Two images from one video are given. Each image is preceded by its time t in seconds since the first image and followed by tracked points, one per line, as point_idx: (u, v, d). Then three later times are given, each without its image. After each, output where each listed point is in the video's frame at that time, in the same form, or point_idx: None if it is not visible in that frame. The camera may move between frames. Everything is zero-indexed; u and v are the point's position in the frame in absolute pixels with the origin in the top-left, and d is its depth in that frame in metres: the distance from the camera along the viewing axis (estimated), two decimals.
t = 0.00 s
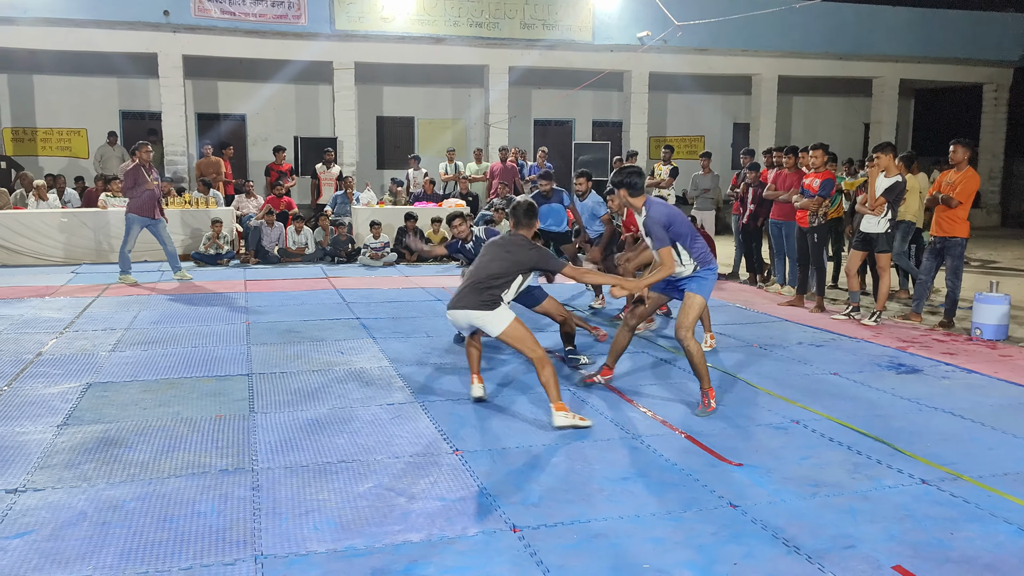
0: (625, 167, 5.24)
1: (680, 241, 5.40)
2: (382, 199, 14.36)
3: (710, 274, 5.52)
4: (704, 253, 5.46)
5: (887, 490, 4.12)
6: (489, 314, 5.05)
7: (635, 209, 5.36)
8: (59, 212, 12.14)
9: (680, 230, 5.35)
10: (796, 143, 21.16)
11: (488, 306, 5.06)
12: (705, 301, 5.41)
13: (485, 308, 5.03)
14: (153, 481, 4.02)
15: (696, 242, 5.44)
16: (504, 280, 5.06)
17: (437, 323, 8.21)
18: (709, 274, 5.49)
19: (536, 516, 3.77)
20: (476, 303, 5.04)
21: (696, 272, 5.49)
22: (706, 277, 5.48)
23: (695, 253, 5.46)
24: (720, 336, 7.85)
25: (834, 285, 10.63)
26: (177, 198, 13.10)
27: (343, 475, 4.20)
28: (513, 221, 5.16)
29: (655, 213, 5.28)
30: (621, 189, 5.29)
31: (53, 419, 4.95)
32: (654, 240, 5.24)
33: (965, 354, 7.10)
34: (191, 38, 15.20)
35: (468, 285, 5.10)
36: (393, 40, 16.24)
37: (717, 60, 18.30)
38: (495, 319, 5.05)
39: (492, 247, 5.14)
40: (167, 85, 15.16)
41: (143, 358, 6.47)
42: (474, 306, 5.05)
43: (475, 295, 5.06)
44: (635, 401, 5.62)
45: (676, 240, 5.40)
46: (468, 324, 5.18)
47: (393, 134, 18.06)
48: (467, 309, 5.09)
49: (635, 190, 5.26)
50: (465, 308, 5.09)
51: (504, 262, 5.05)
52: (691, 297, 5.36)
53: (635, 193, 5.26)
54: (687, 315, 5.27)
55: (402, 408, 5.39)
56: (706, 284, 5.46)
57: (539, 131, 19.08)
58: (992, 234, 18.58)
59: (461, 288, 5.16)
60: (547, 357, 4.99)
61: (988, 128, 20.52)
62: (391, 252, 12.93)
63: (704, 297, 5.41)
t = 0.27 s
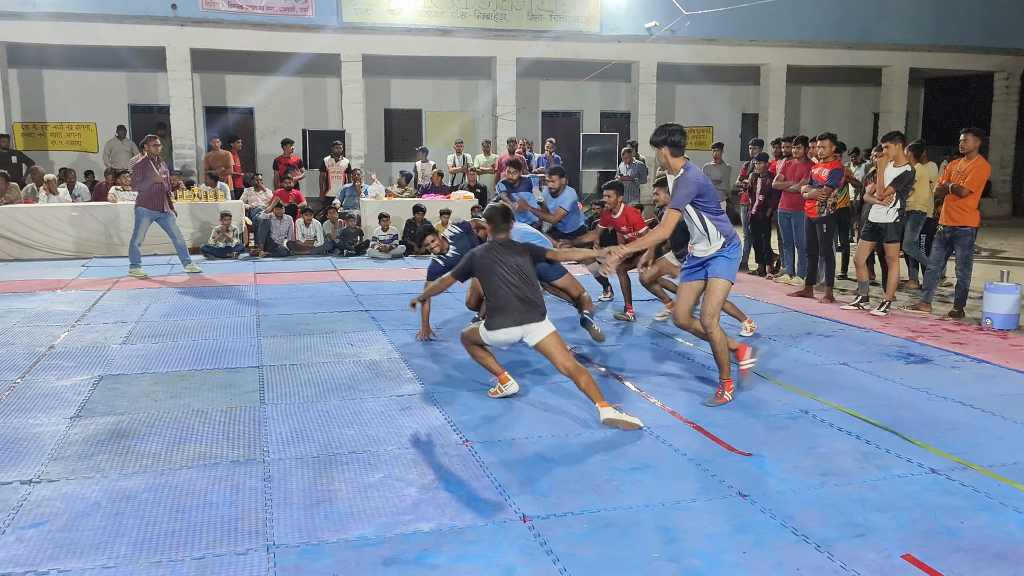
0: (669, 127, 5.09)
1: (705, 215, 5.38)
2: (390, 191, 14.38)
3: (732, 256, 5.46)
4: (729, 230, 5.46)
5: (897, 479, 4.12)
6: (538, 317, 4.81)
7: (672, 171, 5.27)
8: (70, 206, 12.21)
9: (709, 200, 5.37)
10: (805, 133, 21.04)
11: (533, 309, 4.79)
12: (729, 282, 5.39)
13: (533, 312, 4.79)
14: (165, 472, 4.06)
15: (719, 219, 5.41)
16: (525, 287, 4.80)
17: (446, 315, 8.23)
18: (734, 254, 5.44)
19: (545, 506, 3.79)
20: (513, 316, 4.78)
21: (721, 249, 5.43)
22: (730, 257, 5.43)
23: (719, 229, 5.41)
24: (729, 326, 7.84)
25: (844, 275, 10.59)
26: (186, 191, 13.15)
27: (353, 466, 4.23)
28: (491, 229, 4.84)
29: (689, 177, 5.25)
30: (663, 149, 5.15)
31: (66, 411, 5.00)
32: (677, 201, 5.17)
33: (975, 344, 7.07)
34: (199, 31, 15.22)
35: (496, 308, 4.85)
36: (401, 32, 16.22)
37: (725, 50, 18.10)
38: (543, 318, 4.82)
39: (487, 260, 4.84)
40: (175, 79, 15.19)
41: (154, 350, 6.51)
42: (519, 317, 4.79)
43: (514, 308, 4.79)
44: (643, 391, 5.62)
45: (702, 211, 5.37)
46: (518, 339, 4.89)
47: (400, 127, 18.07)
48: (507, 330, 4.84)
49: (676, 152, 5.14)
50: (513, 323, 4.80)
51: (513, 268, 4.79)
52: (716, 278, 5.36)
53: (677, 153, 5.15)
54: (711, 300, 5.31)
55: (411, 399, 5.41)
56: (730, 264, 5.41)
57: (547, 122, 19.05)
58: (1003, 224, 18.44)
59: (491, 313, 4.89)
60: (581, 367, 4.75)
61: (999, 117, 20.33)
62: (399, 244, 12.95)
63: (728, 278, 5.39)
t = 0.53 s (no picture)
0: (644, 126, 5.10)
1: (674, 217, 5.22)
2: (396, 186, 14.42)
3: (706, 260, 5.17)
4: (701, 232, 5.16)
5: (907, 469, 4.15)
6: (512, 269, 5.51)
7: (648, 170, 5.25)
8: (79, 204, 12.28)
9: (682, 204, 5.20)
10: (810, 125, 21.00)
11: (506, 263, 5.50)
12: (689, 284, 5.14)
13: (508, 265, 5.49)
14: (184, 465, 4.11)
15: (689, 222, 5.18)
16: (491, 245, 5.52)
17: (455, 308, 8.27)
18: (701, 259, 5.16)
19: (560, 496, 3.83)
20: (498, 274, 5.42)
21: (688, 253, 5.21)
22: (697, 261, 5.16)
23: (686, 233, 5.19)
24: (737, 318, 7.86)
25: (851, 266, 10.60)
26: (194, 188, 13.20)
27: (368, 458, 4.27)
28: (442, 207, 5.49)
29: (658, 176, 5.20)
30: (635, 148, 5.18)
31: (83, 406, 5.06)
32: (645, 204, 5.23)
33: (984, 334, 7.08)
34: (203, 28, 15.25)
35: (476, 269, 5.44)
36: (405, 27, 16.23)
37: (730, 42, 18.10)
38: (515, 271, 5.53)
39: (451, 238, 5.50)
40: (181, 76, 15.23)
41: (167, 345, 6.57)
42: (498, 271, 5.43)
43: (491, 266, 5.43)
44: (653, 383, 5.66)
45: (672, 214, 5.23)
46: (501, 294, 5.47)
47: (405, 122, 18.09)
48: (494, 284, 5.40)
49: (648, 152, 5.16)
50: (495, 278, 5.41)
51: (476, 236, 5.49)
52: (673, 277, 5.14)
53: (651, 152, 5.16)
54: (661, 296, 5.08)
55: (424, 392, 5.46)
56: (692, 269, 5.15)
57: (552, 116, 19.05)
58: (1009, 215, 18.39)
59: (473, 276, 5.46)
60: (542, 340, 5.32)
61: (1005, 107, 20.25)
62: (406, 239, 13.00)
63: (689, 282, 5.14)
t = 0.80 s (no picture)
0: (580, 123, 5.08)
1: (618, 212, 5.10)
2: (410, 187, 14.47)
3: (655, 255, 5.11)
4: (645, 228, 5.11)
5: (926, 466, 4.14)
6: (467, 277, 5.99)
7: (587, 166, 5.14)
8: (97, 207, 12.41)
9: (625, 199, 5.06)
10: (824, 122, 20.91)
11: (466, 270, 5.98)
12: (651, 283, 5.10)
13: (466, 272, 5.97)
14: (208, 466, 4.17)
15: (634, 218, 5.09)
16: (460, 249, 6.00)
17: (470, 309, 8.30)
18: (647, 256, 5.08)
19: (579, 495, 3.86)
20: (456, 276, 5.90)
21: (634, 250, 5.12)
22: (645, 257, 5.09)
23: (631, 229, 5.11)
24: (752, 317, 7.85)
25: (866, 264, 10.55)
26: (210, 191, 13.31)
27: (388, 458, 4.31)
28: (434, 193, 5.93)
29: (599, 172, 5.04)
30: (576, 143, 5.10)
31: (106, 408, 5.12)
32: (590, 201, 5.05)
33: (1002, 332, 7.04)
34: (218, 32, 15.37)
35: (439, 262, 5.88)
36: (418, 29, 16.29)
37: (743, 40, 18.06)
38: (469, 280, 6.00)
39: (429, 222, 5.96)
40: (196, 80, 15.36)
41: (187, 347, 6.64)
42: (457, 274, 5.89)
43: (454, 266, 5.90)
44: (670, 382, 5.67)
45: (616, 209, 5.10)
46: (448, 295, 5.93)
47: (418, 123, 18.16)
48: (446, 284, 5.86)
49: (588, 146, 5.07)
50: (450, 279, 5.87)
51: (453, 234, 5.96)
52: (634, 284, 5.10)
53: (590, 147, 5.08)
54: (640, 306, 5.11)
55: (441, 392, 5.49)
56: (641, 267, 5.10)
57: (564, 116, 19.06)
58: None
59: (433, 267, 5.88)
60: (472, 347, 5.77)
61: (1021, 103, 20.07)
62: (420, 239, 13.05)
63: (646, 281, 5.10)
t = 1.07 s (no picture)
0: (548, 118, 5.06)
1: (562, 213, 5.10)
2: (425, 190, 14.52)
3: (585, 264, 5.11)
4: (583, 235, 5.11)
5: (946, 469, 4.11)
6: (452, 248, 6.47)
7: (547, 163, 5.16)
8: (117, 211, 12.55)
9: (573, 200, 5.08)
10: (840, 124, 20.78)
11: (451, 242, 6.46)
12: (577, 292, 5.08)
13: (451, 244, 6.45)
14: (227, 467, 4.20)
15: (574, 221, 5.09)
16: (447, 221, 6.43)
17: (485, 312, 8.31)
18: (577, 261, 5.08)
19: (596, 497, 3.85)
20: (440, 248, 6.39)
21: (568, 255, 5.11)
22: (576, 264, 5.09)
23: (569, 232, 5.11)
24: (768, 320, 7.81)
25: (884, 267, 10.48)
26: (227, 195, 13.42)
27: (405, 460, 4.33)
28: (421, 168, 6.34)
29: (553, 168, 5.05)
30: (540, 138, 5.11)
31: (126, 410, 5.18)
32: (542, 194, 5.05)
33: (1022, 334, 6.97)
34: (235, 37, 15.50)
35: (425, 236, 6.38)
36: (432, 33, 16.35)
37: (758, 42, 17.98)
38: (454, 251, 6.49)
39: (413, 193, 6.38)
40: (213, 84, 15.51)
41: (205, 350, 6.70)
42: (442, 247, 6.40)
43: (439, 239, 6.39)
44: (687, 384, 5.65)
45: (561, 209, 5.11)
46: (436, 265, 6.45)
47: (433, 127, 18.23)
48: (433, 255, 6.38)
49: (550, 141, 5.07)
50: (436, 251, 6.40)
51: (440, 208, 6.38)
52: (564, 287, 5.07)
53: (550, 143, 5.09)
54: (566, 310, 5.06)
55: (457, 395, 5.50)
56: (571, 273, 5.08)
57: (578, 118, 19.06)
58: None
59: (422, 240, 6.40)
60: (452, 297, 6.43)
61: None
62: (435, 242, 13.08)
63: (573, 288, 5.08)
